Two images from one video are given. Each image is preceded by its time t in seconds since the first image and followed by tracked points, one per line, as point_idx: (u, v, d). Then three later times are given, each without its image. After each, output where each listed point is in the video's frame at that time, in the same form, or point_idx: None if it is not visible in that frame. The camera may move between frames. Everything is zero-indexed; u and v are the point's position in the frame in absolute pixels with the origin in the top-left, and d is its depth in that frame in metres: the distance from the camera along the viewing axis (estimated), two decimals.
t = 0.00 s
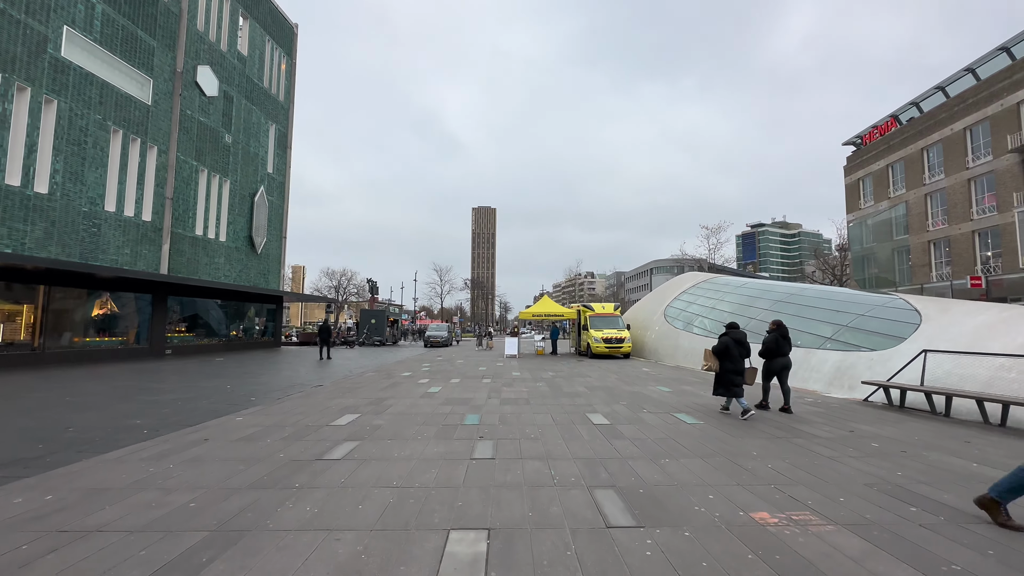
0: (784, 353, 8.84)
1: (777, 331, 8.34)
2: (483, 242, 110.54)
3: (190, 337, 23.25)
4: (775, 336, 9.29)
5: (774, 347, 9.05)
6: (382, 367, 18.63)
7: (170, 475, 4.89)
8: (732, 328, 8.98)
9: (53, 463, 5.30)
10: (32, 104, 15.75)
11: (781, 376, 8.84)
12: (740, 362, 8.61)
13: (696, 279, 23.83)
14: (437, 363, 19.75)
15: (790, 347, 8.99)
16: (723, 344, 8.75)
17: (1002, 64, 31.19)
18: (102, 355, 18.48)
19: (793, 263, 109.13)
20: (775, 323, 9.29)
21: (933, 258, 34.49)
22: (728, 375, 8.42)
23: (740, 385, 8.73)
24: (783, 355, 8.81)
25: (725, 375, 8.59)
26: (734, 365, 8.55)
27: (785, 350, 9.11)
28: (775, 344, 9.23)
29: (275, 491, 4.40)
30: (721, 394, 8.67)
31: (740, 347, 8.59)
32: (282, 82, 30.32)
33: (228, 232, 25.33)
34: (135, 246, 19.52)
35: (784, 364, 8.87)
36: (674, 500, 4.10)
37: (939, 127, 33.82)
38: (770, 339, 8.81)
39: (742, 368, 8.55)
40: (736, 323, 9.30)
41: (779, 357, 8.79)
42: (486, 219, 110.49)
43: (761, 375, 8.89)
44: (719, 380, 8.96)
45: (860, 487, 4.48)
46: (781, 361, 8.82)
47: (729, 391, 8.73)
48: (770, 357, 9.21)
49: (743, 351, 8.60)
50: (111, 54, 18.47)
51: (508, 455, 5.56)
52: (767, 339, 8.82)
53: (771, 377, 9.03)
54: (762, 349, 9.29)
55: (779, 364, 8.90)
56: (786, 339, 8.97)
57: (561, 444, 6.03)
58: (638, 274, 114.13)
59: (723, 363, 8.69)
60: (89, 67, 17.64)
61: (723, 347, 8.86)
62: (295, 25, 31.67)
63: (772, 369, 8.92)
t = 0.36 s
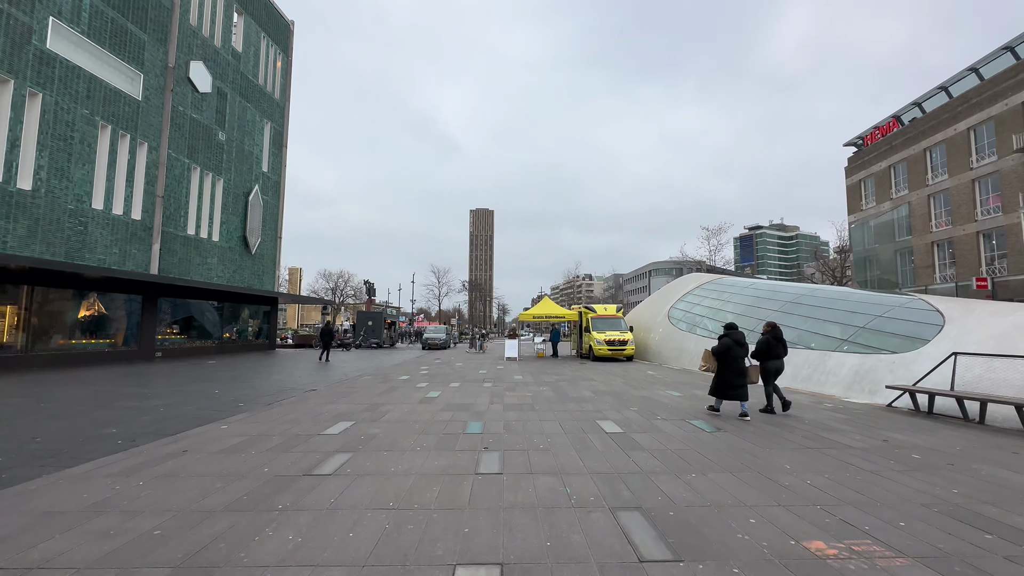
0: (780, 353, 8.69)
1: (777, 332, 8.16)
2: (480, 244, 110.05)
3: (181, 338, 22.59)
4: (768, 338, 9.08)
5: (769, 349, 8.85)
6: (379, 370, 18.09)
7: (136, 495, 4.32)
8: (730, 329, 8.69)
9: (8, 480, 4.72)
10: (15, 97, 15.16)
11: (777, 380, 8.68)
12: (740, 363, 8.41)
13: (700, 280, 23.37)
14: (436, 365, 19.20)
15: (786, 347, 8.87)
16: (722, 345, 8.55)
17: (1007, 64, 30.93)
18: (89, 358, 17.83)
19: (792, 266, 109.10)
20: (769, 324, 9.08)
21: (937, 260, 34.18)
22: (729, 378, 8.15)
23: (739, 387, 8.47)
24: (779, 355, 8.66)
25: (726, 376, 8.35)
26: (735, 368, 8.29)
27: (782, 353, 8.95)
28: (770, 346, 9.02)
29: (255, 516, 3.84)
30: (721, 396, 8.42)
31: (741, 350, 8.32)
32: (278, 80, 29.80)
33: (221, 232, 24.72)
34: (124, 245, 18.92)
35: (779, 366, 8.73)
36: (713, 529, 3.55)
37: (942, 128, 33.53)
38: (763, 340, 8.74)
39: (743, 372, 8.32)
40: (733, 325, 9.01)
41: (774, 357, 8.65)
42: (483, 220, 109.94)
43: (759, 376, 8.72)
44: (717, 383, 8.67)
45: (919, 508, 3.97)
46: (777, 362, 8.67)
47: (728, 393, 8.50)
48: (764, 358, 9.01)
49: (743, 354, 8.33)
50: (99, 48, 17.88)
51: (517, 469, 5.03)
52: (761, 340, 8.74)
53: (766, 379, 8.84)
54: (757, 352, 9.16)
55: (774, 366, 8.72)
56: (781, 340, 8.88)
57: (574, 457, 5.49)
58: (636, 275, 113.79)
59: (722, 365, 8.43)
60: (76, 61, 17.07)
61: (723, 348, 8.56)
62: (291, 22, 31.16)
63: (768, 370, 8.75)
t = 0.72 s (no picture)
0: (774, 355, 8.47)
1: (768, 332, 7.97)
2: (479, 245, 109.59)
3: (172, 340, 22.01)
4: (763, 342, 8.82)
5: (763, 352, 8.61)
6: (376, 373, 17.57)
7: (93, 520, 3.78)
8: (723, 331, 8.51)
9: None
10: None
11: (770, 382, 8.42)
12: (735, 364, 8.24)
13: (704, 281, 22.90)
14: (435, 368, 18.68)
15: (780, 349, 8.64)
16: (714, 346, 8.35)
17: (1012, 62, 30.57)
18: (76, 361, 17.26)
19: (791, 267, 108.83)
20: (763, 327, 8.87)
21: (941, 261, 33.80)
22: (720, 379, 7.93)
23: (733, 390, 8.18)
24: (774, 357, 8.46)
25: (720, 378, 8.12)
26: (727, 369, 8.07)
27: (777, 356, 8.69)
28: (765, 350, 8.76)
29: (224, 546, 3.31)
30: (716, 399, 8.12)
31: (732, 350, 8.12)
32: (274, 77, 29.26)
33: (214, 232, 24.14)
34: (112, 244, 18.34)
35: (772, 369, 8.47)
36: (758, 564, 3.03)
37: (946, 127, 33.20)
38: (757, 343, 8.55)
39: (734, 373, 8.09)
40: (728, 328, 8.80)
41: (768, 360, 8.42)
42: (482, 222, 109.44)
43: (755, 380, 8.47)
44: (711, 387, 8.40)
45: (988, 535, 3.46)
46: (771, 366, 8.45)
47: (723, 396, 8.20)
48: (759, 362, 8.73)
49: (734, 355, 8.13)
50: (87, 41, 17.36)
51: (525, 487, 4.51)
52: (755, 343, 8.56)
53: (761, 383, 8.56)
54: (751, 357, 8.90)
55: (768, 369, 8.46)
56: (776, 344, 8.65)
57: (587, 472, 4.98)
58: (635, 277, 113.41)
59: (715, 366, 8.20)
60: (62, 54, 16.54)
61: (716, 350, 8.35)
62: (287, 18, 30.64)
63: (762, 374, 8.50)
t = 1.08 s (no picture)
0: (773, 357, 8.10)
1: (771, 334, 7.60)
2: (477, 246, 109.07)
3: (164, 341, 21.42)
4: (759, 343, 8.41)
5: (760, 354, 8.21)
6: (373, 376, 17.03)
7: (37, 556, 3.23)
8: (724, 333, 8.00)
9: None
10: None
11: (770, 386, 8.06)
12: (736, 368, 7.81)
13: (709, 281, 22.41)
14: (434, 371, 18.15)
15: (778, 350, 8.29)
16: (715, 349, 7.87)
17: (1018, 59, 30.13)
18: (63, 363, 16.68)
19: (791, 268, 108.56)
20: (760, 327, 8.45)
21: (946, 260, 33.41)
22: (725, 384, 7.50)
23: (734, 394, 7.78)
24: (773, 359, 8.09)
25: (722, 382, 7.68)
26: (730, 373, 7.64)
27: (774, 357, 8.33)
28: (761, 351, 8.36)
29: None
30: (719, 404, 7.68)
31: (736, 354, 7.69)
32: (269, 73, 28.68)
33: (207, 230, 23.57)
34: (101, 242, 17.75)
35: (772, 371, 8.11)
36: None
37: (951, 125, 32.80)
38: (755, 344, 8.12)
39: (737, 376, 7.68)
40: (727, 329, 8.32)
41: (767, 361, 8.03)
42: (480, 222, 108.88)
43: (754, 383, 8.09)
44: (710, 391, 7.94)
45: None
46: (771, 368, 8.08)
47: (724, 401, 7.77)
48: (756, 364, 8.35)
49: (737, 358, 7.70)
50: (74, 32, 16.78)
51: (541, 512, 3.97)
52: (752, 344, 8.14)
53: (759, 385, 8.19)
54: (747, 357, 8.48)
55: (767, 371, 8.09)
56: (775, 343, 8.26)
57: (608, 492, 4.43)
58: (635, 277, 113.08)
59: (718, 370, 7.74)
60: (48, 45, 15.97)
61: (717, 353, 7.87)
62: (283, 13, 30.06)
63: (762, 376, 8.11)
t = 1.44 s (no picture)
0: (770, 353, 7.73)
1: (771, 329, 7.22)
2: (476, 244, 108.44)
3: (158, 340, 20.85)
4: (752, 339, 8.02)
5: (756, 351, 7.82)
6: (372, 375, 16.53)
7: None
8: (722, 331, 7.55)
9: None
10: None
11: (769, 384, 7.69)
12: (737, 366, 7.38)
13: (715, 279, 21.92)
14: (435, 370, 17.66)
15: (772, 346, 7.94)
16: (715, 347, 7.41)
17: None
18: (51, 363, 16.14)
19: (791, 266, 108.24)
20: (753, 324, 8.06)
21: (951, 258, 33.00)
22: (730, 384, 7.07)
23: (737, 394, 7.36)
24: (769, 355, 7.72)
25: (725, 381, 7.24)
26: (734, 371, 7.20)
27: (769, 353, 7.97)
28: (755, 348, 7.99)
29: None
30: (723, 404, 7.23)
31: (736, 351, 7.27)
32: (265, 66, 28.07)
33: (201, 226, 22.99)
34: (90, 238, 17.18)
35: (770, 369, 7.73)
36: None
37: (958, 121, 32.36)
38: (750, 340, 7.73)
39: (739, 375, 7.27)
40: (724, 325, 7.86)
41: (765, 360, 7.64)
42: (479, 220, 108.24)
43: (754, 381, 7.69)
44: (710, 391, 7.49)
45: None
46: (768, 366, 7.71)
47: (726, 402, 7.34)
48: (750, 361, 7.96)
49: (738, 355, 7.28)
50: (60, 19, 16.17)
51: (565, 533, 3.47)
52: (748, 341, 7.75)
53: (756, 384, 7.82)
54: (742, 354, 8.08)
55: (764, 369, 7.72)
56: (770, 340, 7.89)
57: (637, 507, 3.95)
58: (634, 276, 112.69)
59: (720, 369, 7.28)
60: (33, 32, 15.38)
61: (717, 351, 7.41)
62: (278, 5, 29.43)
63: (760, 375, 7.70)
